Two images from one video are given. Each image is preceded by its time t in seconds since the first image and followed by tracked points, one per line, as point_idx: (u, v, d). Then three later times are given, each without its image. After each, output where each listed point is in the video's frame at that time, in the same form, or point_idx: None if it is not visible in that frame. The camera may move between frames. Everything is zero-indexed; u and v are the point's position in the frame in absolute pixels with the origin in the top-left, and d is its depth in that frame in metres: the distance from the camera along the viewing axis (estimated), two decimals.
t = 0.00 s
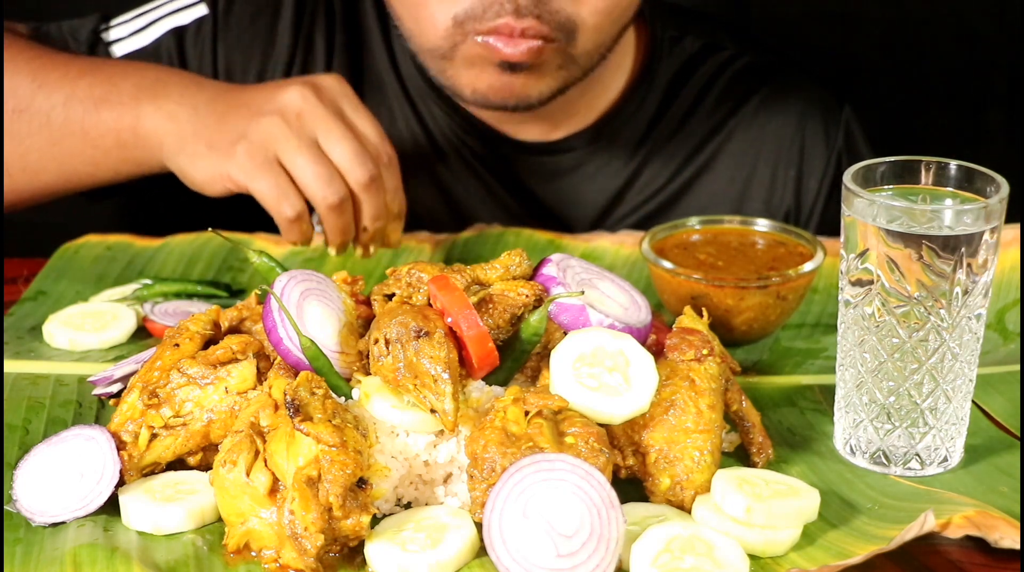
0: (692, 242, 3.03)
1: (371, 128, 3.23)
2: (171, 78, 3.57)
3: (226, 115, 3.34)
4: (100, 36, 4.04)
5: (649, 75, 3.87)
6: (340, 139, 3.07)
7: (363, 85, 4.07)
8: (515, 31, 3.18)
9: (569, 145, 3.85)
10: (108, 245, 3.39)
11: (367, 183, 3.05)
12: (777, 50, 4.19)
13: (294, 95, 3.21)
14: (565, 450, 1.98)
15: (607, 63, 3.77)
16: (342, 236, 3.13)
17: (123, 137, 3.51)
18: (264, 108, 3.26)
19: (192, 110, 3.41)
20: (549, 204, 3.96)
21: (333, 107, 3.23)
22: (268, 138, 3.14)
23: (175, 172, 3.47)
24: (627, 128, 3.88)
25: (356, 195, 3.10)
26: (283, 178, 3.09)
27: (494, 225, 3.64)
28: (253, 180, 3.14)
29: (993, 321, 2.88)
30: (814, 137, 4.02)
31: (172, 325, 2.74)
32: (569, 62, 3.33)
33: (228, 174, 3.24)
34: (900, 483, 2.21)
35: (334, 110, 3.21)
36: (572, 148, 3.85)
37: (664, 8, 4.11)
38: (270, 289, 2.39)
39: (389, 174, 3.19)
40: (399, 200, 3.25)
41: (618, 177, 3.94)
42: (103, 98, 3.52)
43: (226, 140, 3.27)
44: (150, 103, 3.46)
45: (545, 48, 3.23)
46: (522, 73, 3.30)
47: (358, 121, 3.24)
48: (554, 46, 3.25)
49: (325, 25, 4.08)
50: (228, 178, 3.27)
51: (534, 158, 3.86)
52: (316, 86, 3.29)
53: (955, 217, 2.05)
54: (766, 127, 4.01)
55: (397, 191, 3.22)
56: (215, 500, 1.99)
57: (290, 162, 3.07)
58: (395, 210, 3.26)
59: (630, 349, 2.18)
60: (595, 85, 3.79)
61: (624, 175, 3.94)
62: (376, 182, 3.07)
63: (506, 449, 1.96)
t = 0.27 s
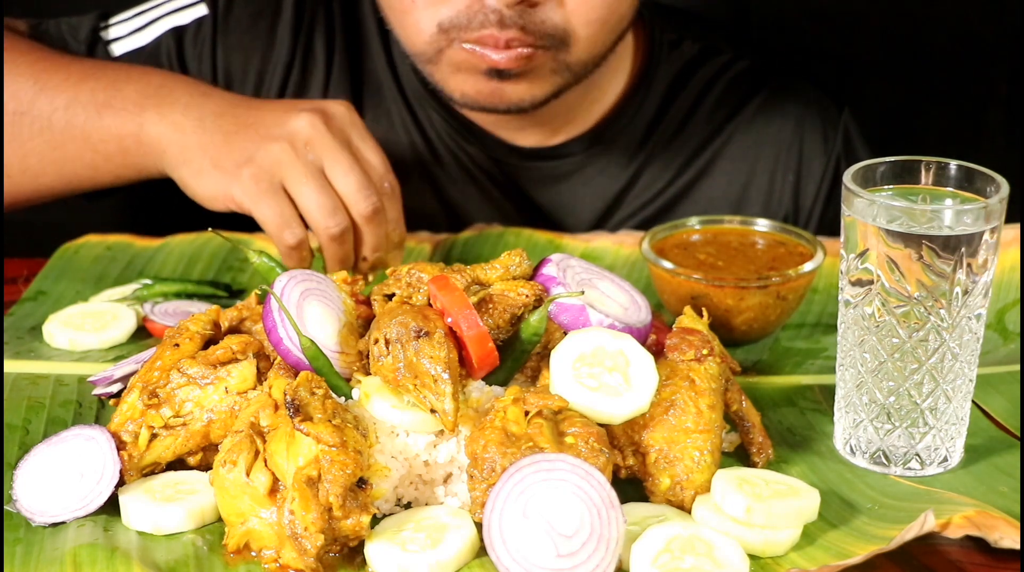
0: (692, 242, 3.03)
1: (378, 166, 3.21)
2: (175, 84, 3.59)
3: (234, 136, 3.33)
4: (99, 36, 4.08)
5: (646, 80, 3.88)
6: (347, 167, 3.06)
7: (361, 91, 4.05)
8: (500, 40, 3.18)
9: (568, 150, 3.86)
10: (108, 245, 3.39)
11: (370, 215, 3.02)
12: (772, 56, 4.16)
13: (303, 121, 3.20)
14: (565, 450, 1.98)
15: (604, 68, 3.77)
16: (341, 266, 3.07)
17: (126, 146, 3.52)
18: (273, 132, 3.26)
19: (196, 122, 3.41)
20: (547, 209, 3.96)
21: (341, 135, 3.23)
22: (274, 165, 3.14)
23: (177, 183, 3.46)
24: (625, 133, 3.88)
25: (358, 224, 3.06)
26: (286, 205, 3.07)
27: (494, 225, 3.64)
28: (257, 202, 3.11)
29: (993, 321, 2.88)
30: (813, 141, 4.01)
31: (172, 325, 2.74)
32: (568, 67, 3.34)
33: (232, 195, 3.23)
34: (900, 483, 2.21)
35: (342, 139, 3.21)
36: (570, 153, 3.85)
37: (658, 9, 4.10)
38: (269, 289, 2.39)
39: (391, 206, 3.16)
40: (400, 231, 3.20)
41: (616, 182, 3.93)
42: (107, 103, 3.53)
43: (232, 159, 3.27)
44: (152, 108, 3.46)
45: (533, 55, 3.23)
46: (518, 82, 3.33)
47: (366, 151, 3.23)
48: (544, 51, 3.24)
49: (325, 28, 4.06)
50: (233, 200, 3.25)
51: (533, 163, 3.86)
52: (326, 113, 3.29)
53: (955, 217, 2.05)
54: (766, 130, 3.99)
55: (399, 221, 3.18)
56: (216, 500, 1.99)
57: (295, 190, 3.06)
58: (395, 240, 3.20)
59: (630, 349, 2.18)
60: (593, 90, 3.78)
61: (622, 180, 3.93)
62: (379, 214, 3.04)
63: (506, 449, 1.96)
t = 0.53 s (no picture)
0: (692, 242, 3.03)
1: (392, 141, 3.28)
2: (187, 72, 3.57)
3: (248, 111, 3.33)
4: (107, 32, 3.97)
5: (654, 83, 3.89)
6: (364, 145, 3.12)
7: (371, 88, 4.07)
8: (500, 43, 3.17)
9: (575, 149, 3.87)
10: (108, 245, 3.39)
11: (384, 191, 3.09)
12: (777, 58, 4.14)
13: (319, 98, 3.24)
14: (565, 450, 1.98)
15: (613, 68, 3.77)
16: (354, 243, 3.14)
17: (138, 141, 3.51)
18: (283, 108, 3.27)
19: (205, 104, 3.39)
20: (553, 206, 3.98)
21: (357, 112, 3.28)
22: (289, 138, 3.17)
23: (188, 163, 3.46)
24: (632, 134, 3.89)
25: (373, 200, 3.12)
26: (303, 179, 3.11)
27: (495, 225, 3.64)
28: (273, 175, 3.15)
29: (993, 321, 2.88)
30: (818, 142, 4.02)
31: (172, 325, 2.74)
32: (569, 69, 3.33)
33: (246, 167, 3.24)
34: (900, 483, 2.21)
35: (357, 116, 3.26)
36: (578, 153, 3.87)
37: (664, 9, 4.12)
38: (269, 289, 2.39)
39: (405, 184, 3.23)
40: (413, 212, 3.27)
41: (623, 180, 3.94)
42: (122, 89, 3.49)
43: (245, 135, 3.27)
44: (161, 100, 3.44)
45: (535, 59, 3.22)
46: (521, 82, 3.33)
47: (379, 133, 3.28)
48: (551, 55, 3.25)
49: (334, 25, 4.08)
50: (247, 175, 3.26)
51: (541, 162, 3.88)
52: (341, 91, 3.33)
53: (955, 217, 2.05)
54: (771, 131, 4.01)
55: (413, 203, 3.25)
56: (215, 500, 1.99)
57: (310, 165, 3.10)
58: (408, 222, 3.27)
59: (630, 349, 2.18)
60: (601, 92, 3.80)
61: (630, 179, 3.94)
62: (394, 190, 3.11)
63: (506, 449, 1.96)
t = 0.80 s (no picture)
0: (692, 242, 3.03)
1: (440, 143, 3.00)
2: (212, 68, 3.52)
3: (294, 103, 3.20)
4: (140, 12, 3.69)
5: (655, 77, 3.88)
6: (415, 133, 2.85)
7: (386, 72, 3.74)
8: (507, 35, 3.41)
9: (577, 141, 3.92)
10: (108, 245, 3.39)
11: (438, 175, 2.76)
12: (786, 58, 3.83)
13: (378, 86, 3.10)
14: (565, 450, 1.98)
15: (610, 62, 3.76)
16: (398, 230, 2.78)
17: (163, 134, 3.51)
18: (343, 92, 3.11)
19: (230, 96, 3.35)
20: (556, 198, 3.99)
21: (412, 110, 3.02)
22: (340, 108, 2.88)
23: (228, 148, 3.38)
24: (633, 126, 3.92)
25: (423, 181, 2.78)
26: (343, 152, 2.76)
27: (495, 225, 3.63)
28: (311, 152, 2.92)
29: (993, 321, 2.88)
30: (819, 137, 4.00)
31: (172, 325, 2.74)
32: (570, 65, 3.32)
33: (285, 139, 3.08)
34: (900, 483, 2.21)
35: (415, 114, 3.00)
36: (578, 144, 3.92)
37: None
38: (269, 289, 2.39)
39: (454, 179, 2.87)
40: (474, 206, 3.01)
41: (625, 173, 3.97)
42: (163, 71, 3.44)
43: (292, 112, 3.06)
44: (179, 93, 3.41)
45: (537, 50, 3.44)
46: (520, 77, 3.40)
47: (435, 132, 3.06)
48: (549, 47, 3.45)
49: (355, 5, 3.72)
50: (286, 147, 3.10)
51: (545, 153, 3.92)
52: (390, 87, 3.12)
53: (955, 217, 2.05)
54: (771, 127, 3.98)
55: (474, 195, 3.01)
56: (215, 500, 1.99)
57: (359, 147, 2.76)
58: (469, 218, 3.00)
59: (630, 349, 2.18)
60: (600, 85, 3.80)
61: (631, 172, 3.97)
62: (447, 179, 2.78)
63: (506, 449, 1.96)
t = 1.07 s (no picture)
0: (692, 242, 3.04)
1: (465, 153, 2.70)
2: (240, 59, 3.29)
3: (326, 107, 2.95)
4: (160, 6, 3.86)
5: (661, 74, 3.90)
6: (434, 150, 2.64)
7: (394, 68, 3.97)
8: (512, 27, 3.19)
9: (583, 138, 3.89)
10: (108, 245, 3.39)
11: (451, 205, 2.61)
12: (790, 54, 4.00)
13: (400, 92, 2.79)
14: (565, 450, 1.98)
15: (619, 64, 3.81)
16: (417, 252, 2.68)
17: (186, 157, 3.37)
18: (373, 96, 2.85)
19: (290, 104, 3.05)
20: (560, 195, 3.97)
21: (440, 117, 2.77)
22: (362, 128, 2.71)
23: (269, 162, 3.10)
24: (637, 124, 3.91)
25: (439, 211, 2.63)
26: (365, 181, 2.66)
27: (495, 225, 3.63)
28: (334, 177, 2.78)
29: (993, 321, 2.88)
30: (823, 138, 4.00)
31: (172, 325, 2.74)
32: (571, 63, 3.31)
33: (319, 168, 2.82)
34: (900, 483, 2.21)
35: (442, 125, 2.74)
36: (585, 141, 3.89)
37: None
38: (269, 289, 2.39)
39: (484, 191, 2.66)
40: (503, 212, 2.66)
41: (627, 171, 3.94)
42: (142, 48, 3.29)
43: (320, 126, 2.87)
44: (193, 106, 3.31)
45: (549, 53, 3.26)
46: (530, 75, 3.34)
47: (463, 133, 2.75)
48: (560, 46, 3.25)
49: None
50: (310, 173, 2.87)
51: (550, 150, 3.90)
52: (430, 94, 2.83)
53: (955, 217, 2.05)
54: (775, 126, 3.98)
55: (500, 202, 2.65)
56: (215, 500, 1.99)
57: (378, 170, 2.65)
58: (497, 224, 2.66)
59: (630, 349, 2.18)
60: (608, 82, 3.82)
61: (633, 170, 3.94)
62: (461, 206, 2.63)
63: (506, 449, 1.96)
